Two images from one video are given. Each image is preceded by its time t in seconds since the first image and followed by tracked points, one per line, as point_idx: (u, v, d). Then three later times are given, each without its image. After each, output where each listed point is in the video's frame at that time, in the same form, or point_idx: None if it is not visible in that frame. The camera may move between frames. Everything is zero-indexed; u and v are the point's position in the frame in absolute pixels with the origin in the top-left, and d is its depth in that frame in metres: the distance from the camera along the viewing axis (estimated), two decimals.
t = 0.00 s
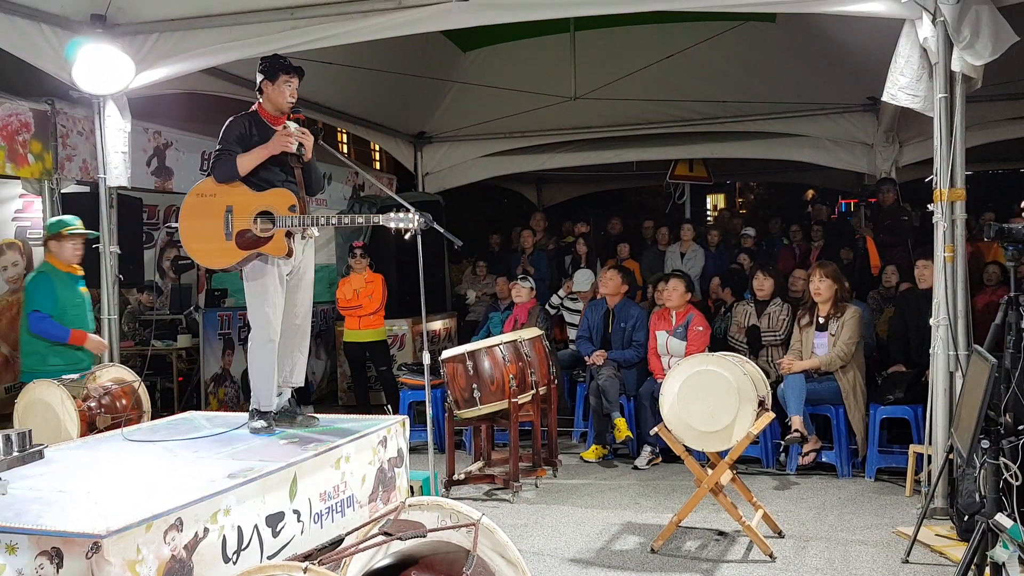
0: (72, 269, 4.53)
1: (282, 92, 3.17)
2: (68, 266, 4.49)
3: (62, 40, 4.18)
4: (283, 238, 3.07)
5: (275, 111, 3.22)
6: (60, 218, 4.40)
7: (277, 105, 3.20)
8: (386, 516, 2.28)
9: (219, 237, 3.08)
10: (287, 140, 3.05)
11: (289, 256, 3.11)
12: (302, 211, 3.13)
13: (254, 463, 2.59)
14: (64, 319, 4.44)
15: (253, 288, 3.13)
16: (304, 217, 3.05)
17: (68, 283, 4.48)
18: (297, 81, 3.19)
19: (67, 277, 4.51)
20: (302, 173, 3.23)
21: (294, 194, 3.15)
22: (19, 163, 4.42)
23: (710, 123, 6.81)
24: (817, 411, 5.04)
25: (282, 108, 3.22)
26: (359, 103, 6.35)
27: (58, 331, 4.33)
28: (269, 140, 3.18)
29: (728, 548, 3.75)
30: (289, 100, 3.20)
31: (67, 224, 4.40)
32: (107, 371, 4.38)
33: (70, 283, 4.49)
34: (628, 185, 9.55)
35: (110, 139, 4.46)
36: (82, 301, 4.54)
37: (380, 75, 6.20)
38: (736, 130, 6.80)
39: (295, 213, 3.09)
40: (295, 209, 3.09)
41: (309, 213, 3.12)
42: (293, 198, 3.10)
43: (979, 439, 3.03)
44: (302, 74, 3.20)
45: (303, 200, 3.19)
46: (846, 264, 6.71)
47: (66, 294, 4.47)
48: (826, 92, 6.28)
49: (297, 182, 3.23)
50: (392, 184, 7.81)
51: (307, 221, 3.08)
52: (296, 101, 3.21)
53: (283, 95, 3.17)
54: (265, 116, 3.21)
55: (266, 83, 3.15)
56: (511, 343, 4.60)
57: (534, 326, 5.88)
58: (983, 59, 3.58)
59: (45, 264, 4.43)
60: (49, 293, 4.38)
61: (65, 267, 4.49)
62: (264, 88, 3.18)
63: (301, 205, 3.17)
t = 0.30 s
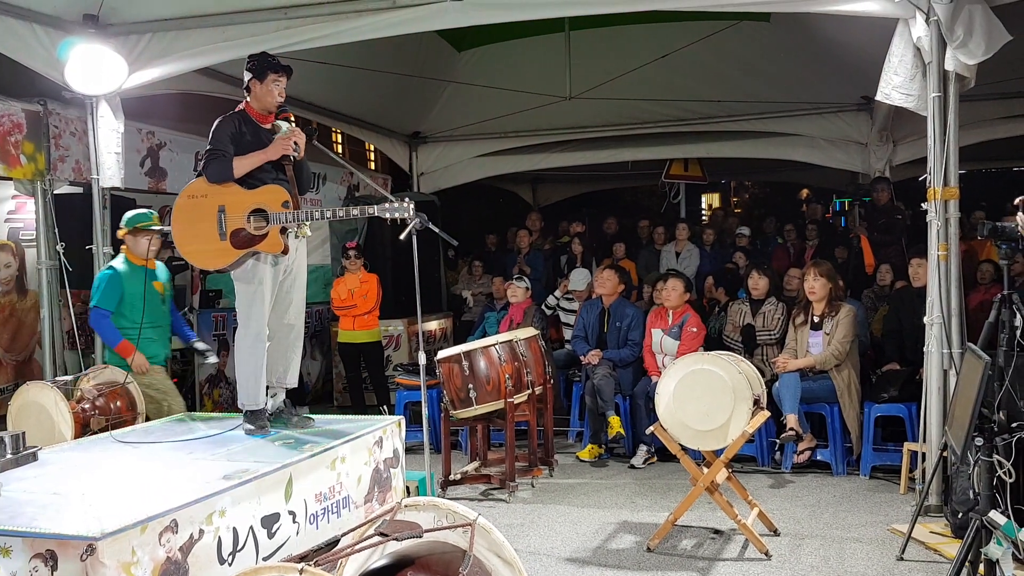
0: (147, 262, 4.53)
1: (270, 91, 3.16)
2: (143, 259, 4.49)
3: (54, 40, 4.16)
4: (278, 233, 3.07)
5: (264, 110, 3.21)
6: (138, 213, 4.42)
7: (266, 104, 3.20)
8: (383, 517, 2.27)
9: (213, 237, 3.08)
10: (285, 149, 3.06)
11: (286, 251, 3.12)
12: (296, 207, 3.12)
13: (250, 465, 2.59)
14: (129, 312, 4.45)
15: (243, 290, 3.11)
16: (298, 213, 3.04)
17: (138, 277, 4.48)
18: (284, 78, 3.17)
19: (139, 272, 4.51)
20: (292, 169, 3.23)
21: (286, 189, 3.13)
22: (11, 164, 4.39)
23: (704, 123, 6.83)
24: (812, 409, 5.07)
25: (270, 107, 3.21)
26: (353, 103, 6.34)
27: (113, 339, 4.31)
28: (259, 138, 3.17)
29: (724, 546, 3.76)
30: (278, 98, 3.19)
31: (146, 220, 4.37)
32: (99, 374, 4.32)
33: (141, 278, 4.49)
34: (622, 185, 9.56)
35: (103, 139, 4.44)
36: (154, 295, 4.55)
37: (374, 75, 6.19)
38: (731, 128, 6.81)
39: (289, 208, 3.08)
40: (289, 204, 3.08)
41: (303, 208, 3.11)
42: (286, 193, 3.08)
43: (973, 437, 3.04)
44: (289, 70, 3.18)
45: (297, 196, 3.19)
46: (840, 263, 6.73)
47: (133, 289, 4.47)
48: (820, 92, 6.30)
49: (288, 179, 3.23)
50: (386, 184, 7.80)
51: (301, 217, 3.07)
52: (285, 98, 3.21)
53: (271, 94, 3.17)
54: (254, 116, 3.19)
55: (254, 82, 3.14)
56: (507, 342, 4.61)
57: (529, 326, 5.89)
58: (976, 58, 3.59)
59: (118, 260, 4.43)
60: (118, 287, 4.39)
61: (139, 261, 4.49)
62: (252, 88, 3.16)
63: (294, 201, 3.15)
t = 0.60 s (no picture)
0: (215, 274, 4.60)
1: (269, 89, 3.15)
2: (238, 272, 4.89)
3: (54, 39, 4.16)
4: (277, 234, 3.07)
5: (262, 108, 3.21)
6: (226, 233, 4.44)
7: (264, 103, 3.19)
8: (382, 516, 2.27)
9: (211, 238, 3.08)
10: (284, 147, 3.08)
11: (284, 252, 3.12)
12: (294, 208, 3.13)
13: (249, 464, 2.59)
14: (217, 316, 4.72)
15: (241, 288, 3.12)
16: (297, 213, 3.05)
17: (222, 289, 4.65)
18: (282, 78, 3.17)
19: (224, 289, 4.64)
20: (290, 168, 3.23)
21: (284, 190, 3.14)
22: (11, 163, 4.40)
23: (704, 122, 6.83)
24: (812, 409, 5.07)
25: (269, 106, 3.20)
26: (353, 102, 6.34)
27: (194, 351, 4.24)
28: (257, 138, 3.17)
29: (723, 545, 3.76)
30: (276, 98, 3.19)
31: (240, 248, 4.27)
32: (99, 372, 4.36)
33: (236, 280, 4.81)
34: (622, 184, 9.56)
35: (103, 139, 4.44)
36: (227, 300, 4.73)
37: (374, 74, 6.19)
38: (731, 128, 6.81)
39: (287, 209, 3.09)
40: (287, 205, 3.09)
41: (301, 209, 3.12)
42: (285, 194, 3.09)
43: (972, 436, 3.03)
44: (287, 70, 3.19)
45: (295, 196, 3.19)
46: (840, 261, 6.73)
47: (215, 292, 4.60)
48: (820, 91, 6.30)
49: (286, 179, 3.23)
50: (386, 183, 7.81)
51: (299, 218, 3.08)
52: (283, 98, 3.22)
53: (270, 92, 3.16)
54: (253, 114, 3.19)
55: (252, 81, 3.13)
56: (506, 342, 4.60)
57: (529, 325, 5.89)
58: (975, 57, 3.59)
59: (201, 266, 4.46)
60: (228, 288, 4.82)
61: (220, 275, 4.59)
62: (251, 86, 3.15)
63: (292, 202, 3.16)
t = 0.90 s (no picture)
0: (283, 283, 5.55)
1: (266, 93, 3.17)
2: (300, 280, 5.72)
3: (51, 39, 4.15)
4: (273, 238, 3.09)
5: (260, 109, 3.21)
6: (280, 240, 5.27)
7: (262, 104, 3.20)
8: (379, 516, 2.27)
9: (207, 238, 3.06)
10: (280, 145, 3.08)
11: (280, 254, 3.13)
12: (291, 211, 3.13)
13: (247, 464, 2.59)
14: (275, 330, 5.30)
15: (238, 287, 3.12)
16: (294, 218, 3.05)
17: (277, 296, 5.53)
18: (282, 81, 3.18)
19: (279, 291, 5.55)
20: (287, 170, 3.23)
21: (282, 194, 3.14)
22: (8, 163, 4.39)
23: (702, 122, 6.83)
24: (809, 408, 5.08)
25: (266, 107, 3.21)
26: (351, 102, 6.33)
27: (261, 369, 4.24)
28: (254, 139, 3.17)
29: (721, 545, 3.76)
30: (272, 101, 3.20)
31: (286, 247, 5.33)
32: (97, 372, 4.36)
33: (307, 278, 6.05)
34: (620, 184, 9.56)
35: (100, 139, 4.43)
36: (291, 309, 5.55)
37: (372, 74, 6.19)
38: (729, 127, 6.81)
39: (284, 213, 3.09)
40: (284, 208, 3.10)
41: (298, 213, 3.12)
42: (282, 197, 3.09)
43: (971, 436, 3.03)
44: (289, 75, 3.20)
45: (291, 199, 3.20)
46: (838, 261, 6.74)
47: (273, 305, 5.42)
48: (817, 91, 6.31)
49: (283, 180, 3.22)
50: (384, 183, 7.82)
51: (296, 222, 3.08)
52: (282, 101, 3.22)
53: (266, 95, 3.17)
54: (250, 115, 3.20)
55: (252, 82, 3.14)
56: (504, 341, 4.60)
57: (526, 325, 5.89)
58: (973, 57, 3.59)
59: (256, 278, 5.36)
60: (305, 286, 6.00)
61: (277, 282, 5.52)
62: (249, 86, 3.16)
63: (289, 205, 3.16)
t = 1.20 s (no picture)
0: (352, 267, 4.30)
1: (264, 93, 3.16)
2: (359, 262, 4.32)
3: (50, 39, 4.15)
4: (269, 237, 3.08)
5: (259, 109, 3.21)
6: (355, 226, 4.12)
7: (260, 105, 3.19)
8: (379, 516, 2.27)
9: (203, 238, 3.07)
10: (278, 145, 3.07)
11: (276, 255, 3.13)
12: (287, 211, 3.14)
13: (246, 464, 2.59)
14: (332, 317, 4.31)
15: (236, 287, 3.11)
16: (290, 218, 3.06)
17: (343, 283, 4.27)
18: (281, 81, 3.18)
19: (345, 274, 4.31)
20: (285, 170, 3.22)
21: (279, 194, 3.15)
22: (7, 162, 4.40)
23: (701, 122, 6.83)
24: (809, 408, 5.07)
25: (265, 107, 3.21)
26: (351, 102, 6.33)
27: (316, 350, 4.15)
28: (253, 139, 3.16)
29: (720, 545, 3.76)
30: (271, 101, 3.20)
31: (363, 232, 4.17)
32: (97, 372, 4.35)
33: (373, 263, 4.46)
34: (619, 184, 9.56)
35: (100, 139, 4.44)
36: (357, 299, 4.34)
37: (371, 74, 6.18)
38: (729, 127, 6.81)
39: (280, 213, 3.10)
40: (281, 209, 3.10)
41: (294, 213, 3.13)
42: (279, 198, 3.10)
43: (970, 436, 3.02)
44: (288, 75, 3.20)
45: (289, 199, 3.20)
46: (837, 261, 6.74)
47: (334, 295, 4.27)
48: (817, 91, 6.31)
49: (281, 180, 3.22)
50: (383, 183, 7.82)
51: (293, 222, 3.08)
52: (280, 102, 3.22)
53: (265, 95, 3.16)
54: (249, 115, 3.20)
55: (251, 82, 3.14)
56: (503, 341, 4.60)
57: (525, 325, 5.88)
58: (972, 57, 3.60)
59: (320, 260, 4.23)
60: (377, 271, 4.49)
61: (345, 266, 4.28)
62: (248, 86, 3.16)
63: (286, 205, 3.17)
